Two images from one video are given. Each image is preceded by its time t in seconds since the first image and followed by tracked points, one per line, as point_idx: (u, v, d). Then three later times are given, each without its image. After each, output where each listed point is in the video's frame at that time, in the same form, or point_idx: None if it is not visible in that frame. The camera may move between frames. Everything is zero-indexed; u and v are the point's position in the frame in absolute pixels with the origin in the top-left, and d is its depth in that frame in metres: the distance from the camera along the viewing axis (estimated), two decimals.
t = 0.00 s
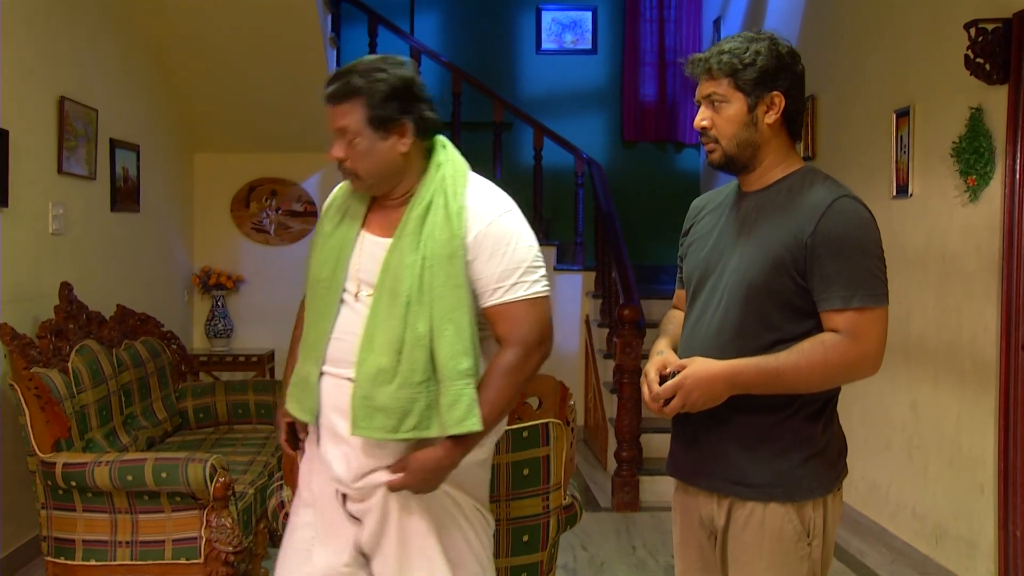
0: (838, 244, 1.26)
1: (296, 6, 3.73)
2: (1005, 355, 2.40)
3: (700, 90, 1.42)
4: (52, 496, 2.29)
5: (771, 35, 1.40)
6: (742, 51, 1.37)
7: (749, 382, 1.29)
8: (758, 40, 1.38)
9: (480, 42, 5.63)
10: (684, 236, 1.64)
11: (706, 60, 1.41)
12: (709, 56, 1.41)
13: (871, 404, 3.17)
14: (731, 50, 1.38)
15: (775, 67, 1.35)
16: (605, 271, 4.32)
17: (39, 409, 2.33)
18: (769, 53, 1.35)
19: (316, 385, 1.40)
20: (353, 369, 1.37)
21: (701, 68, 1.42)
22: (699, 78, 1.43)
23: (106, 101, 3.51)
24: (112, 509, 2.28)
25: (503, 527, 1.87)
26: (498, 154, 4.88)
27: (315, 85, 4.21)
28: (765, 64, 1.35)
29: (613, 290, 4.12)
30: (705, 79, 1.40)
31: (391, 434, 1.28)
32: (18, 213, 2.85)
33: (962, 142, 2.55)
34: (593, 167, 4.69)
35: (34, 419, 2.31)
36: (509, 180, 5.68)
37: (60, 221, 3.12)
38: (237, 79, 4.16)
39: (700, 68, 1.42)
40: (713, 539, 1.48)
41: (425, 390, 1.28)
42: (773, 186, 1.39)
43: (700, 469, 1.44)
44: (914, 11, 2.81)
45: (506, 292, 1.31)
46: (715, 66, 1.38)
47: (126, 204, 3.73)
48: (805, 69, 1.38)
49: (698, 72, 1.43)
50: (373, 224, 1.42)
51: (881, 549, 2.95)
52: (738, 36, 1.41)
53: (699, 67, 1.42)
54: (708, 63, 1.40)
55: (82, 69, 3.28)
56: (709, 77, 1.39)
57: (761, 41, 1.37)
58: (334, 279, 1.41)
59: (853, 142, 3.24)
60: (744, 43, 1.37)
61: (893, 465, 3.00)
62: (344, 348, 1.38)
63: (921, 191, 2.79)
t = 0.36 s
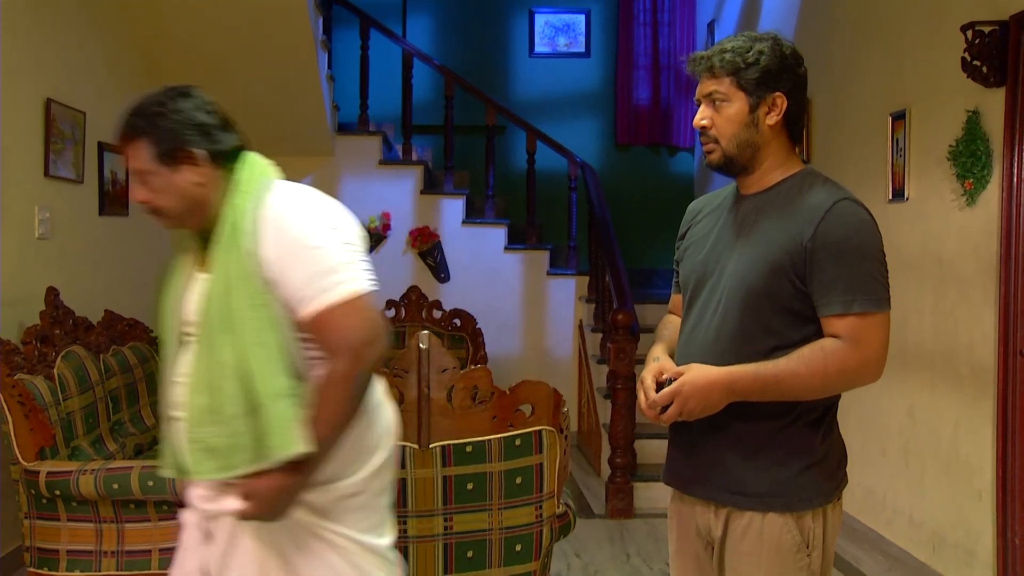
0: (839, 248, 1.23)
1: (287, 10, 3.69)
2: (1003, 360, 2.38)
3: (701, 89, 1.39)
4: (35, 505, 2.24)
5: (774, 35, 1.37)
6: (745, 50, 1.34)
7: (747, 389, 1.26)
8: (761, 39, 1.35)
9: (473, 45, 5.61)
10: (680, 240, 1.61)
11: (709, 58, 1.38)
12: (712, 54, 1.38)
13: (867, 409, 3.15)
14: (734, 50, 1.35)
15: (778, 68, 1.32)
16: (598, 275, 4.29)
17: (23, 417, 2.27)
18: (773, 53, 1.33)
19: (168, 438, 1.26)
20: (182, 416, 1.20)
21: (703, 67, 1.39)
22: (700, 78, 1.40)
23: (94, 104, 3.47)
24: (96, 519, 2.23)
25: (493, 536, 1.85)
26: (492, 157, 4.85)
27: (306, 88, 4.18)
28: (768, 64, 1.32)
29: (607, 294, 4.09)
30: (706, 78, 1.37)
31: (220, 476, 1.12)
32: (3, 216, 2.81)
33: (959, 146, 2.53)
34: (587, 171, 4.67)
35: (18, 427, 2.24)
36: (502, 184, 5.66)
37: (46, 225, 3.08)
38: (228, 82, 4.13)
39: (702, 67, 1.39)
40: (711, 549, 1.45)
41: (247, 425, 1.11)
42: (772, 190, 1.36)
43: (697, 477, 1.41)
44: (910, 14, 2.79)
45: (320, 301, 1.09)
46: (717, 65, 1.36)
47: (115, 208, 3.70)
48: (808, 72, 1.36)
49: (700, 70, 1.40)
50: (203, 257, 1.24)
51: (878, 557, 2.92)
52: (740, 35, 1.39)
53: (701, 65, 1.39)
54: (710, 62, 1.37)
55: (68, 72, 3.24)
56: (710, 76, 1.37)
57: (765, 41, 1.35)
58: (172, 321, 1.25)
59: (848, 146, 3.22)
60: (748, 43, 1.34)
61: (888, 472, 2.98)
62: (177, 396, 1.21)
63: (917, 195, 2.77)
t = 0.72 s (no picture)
0: (838, 253, 1.20)
1: (273, 14, 3.65)
2: (997, 369, 2.35)
3: (697, 90, 1.35)
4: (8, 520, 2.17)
5: (773, 38, 1.34)
6: (744, 50, 1.30)
7: (745, 400, 1.24)
8: (761, 41, 1.32)
9: (461, 51, 5.57)
10: (672, 246, 1.57)
11: (706, 58, 1.34)
12: (710, 54, 1.34)
13: (859, 418, 3.12)
14: (733, 50, 1.32)
15: (778, 70, 1.29)
16: (587, 282, 4.26)
17: None
18: (773, 55, 1.30)
19: None
20: None
21: (699, 67, 1.35)
22: (696, 78, 1.36)
23: (74, 108, 3.42)
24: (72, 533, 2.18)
25: (482, 549, 1.83)
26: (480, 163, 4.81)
27: (292, 93, 4.13)
28: (768, 65, 1.29)
29: (596, 301, 4.06)
30: (704, 78, 1.33)
31: None
32: None
33: (952, 151, 2.51)
34: (576, 176, 4.64)
35: None
36: (489, 191, 5.62)
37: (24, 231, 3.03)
38: (212, 87, 4.08)
39: (699, 66, 1.35)
40: (706, 564, 1.41)
41: None
42: (769, 194, 1.32)
43: (692, 490, 1.38)
44: (902, 18, 2.77)
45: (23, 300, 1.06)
46: (716, 65, 1.32)
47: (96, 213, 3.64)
48: (806, 76, 1.33)
49: (696, 70, 1.36)
50: None
51: (869, 567, 2.89)
52: (738, 37, 1.36)
53: (698, 65, 1.35)
54: (708, 62, 1.33)
55: (48, 74, 3.19)
56: (708, 76, 1.33)
57: (764, 42, 1.31)
58: None
59: (839, 152, 3.20)
60: (748, 43, 1.31)
61: (881, 481, 2.95)
62: None
63: (909, 202, 2.75)
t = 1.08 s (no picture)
0: (833, 262, 1.16)
1: (251, 20, 3.59)
2: (986, 380, 2.32)
3: (688, 93, 1.30)
4: None
5: (766, 40, 1.30)
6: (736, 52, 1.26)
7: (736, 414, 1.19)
8: (753, 42, 1.28)
9: (442, 57, 5.52)
10: (659, 255, 1.53)
11: (697, 60, 1.30)
12: (701, 55, 1.30)
13: (845, 428, 3.09)
14: (724, 52, 1.27)
15: (771, 74, 1.25)
16: (570, 291, 4.21)
17: None
18: (765, 57, 1.25)
19: None
20: None
21: (690, 69, 1.31)
22: (686, 80, 1.32)
23: (46, 114, 3.34)
24: (38, 552, 2.10)
25: (462, 566, 1.77)
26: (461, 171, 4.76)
27: (271, 99, 4.08)
28: (760, 68, 1.24)
29: (579, 310, 4.02)
30: (695, 80, 1.29)
31: None
32: None
33: (939, 159, 2.47)
34: (558, 184, 4.60)
35: None
36: (471, 198, 5.58)
37: None
38: (189, 93, 4.02)
39: (690, 68, 1.31)
40: None
41: None
42: (762, 201, 1.29)
43: (682, 507, 1.33)
44: (888, 25, 2.74)
45: None
46: (706, 67, 1.27)
47: (69, 221, 3.57)
48: (800, 79, 1.28)
49: (686, 72, 1.32)
50: None
51: None
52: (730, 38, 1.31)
53: (688, 67, 1.31)
54: (699, 63, 1.29)
55: (19, 79, 3.12)
56: (698, 79, 1.29)
57: (757, 43, 1.27)
58: None
59: (825, 159, 3.17)
60: (740, 45, 1.26)
61: (868, 492, 2.92)
62: None
63: (896, 210, 2.72)
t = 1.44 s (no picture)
0: (826, 273, 1.12)
1: (226, 24, 3.53)
2: (973, 391, 2.29)
3: (676, 95, 1.26)
4: None
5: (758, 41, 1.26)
6: (727, 52, 1.22)
7: (725, 430, 1.15)
8: (745, 43, 1.24)
9: (421, 63, 5.47)
10: (644, 264, 1.48)
11: (687, 60, 1.26)
12: (691, 55, 1.26)
13: (829, 440, 3.06)
14: (715, 52, 1.23)
15: (762, 76, 1.21)
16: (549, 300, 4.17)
17: None
18: (757, 59, 1.21)
19: None
20: None
21: (679, 70, 1.27)
22: (675, 82, 1.28)
23: (13, 118, 3.26)
24: None
25: None
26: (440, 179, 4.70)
27: (246, 105, 4.01)
28: (752, 70, 1.21)
29: (558, 319, 3.97)
30: (684, 81, 1.25)
31: None
32: None
33: (924, 167, 2.44)
34: (538, 192, 4.55)
35: None
36: (450, 206, 5.52)
37: None
38: (163, 98, 3.94)
39: (679, 69, 1.27)
40: None
41: None
42: (751, 208, 1.24)
43: (668, 527, 1.27)
44: (872, 31, 2.71)
45: None
46: (697, 67, 1.24)
47: (37, 228, 3.48)
48: (791, 84, 1.25)
49: (675, 74, 1.28)
50: None
51: None
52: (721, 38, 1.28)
53: (677, 68, 1.27)
54: (689, 64, 1.25)
55: None
56: (688, 79, 1.25)
57: (748, 45, 1.23)
58: None
59: (809, 168, 3.15)
60: (732, 45, 1.23)
61: (853, 505, 2.89)
62: None
63: (880, 219, 2.69)
